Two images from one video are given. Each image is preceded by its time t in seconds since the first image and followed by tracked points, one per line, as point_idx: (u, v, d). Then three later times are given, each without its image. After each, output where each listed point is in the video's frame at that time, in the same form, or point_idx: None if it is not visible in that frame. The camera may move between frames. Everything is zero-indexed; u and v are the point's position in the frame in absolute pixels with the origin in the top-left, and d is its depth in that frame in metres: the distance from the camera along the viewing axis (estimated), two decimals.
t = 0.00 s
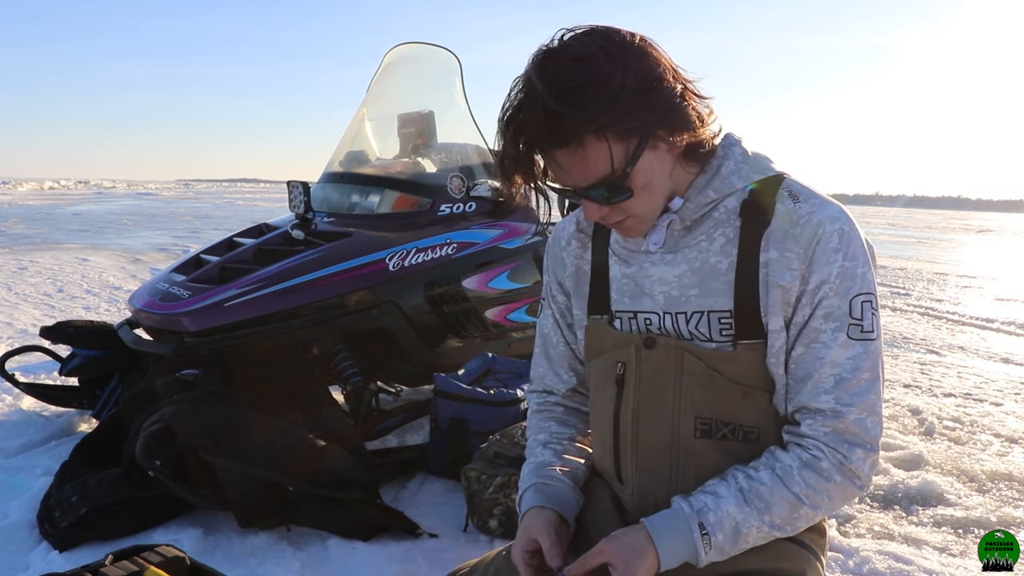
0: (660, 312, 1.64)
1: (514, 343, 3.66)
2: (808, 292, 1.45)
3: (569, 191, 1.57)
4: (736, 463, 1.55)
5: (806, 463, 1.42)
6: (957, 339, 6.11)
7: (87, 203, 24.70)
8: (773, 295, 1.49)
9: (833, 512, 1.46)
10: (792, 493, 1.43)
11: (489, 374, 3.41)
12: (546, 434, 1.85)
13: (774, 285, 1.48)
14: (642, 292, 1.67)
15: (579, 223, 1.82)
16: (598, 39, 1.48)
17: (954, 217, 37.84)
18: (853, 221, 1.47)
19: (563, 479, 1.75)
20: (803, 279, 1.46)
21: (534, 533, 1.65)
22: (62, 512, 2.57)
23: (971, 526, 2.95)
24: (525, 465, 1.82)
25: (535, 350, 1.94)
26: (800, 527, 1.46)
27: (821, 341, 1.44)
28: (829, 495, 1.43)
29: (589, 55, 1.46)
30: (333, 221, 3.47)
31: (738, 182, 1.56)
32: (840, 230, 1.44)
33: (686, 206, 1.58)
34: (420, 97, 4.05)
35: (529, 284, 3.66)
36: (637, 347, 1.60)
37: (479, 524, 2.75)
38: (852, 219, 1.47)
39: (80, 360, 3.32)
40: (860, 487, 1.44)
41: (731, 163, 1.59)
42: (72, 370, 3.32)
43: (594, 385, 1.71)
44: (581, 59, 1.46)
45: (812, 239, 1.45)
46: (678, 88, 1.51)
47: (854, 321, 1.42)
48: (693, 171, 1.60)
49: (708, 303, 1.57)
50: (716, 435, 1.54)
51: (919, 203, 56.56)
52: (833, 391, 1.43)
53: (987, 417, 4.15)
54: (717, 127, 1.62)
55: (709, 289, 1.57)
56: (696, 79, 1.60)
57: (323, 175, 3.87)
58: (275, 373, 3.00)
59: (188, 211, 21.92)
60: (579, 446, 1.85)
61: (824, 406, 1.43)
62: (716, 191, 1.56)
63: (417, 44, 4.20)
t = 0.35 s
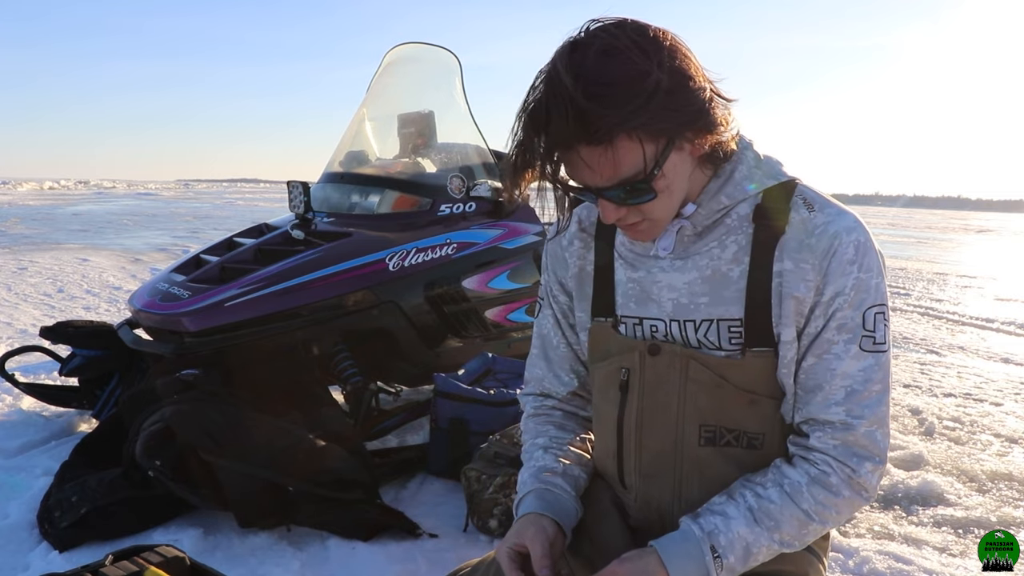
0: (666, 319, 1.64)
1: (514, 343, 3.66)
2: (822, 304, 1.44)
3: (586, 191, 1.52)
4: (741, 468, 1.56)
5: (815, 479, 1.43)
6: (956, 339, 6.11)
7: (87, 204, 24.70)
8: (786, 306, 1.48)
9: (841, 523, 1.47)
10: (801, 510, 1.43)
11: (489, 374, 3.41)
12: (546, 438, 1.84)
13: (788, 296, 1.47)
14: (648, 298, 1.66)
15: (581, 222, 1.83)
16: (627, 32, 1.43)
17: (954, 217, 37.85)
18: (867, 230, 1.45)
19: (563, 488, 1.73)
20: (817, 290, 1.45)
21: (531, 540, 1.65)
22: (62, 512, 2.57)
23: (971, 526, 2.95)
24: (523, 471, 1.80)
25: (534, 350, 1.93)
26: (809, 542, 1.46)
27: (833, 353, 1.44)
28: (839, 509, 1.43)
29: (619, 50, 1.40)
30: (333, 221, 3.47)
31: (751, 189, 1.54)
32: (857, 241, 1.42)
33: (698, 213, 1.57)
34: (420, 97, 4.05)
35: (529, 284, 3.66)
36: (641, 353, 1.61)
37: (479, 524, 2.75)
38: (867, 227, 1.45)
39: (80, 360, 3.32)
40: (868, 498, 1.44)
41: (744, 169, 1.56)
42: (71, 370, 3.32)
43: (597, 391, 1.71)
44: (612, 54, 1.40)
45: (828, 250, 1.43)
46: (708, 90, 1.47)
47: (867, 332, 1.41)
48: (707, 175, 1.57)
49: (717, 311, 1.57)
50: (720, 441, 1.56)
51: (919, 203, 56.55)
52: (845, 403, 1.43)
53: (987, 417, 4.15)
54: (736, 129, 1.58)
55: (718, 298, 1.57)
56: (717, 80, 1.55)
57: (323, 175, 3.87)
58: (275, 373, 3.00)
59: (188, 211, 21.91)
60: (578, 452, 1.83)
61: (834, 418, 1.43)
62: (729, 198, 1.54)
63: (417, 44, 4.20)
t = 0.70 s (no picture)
0: (673, 335, 1.63)
1: (514, 343, 3.67)
2: (838, 331, 1.43)
3: (619, 203, 1.41)
4: (743, 480, 1.60)
5: (818, 512, 1.45)
6: (957, 339, 6.11)
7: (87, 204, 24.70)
8: (801, 331, 1.47)
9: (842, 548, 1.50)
10: (802, 543, 1.46)
11: (489, 374, 3.41)
12: (536, 444, 1.80)
13: (804, 322, 1.45)
14: (655, 310, 1.66)
15: (585, 221, 1.79)
16: (682, 35, 1.32)
17: (954, 217, 37.85)
18: (888, 255, 1.43)
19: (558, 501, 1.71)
20: (835, 317, 1.44)
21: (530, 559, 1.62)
22: (62, 512, 2.57)
23: (971, 526, 2.95)
24: (513, 479, 1.76)
25: (528, 350, 1.88)
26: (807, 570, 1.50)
27: (845, 380, 1.44)
28: (840, 538, 1.46)
29: (674, 53, 1.29)
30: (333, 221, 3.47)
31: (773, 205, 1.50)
32: (879, 269, 1.40)
33: (715, 228, 1.52)
34: (420, 97, 4.06)
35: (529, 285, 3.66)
36: (644, 366, 1.63)
37: (479, 524, 2.76)
38: (888, 253, 1.43)
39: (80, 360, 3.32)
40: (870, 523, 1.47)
41: (767, 181, 1.51)
42: (71, 370, 3.32)
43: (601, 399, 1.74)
44: (668, 57, 1.29)
45: (848, 277, 1.41)
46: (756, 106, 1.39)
47: (881, 360, 1.42)
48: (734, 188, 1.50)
49: (728, 330, 1.57)
50: (722, 454, 1.59)
51: (919, 203, 56.56)
52: (852, 431, 1.44)
53: (987, 417, 4.15)
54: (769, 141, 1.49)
55: (730, 316, 1.57)
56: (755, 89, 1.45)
57: (323, 175, 3.87)
58: (274, 373, 3.00)
59: (188, 210, 21.91)
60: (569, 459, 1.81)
61: (841, 446, 1.44)
62: (748, 214, 1.50)
63: (417, 44, 4.20)
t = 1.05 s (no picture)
0: (683, 350, 1.61)
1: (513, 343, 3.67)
2: (859, 354, 1.41)
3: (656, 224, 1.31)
4: (748, 490, 1.63)
5: (825, 531, 1.45)
6: (956, 339, 6.11)
7: (87, 204, 24.70)
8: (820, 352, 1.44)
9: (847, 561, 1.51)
10: (808, 560, 1.47)
11: (489, 374, 3.41)
12: (530, 467, 1.72)
13: (826, 345, 1.42)
14: (666, 326, 1.62)
15: (593, 225, 1.72)
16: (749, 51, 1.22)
17: (953, 217, 37.84)
18: (913, 277, 1.40)
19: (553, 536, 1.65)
20: (858, 339, 1.41)
21: None
22: (62, 512, 2.57)
23: (971, 526, 2.95)
24: (507, 504, 1.67)
25: (523, 356, 1.80)
26: None
27: (860, 401, 1.43)
28: (844, 555, 1.47)
29: (743, 70, 1.19)
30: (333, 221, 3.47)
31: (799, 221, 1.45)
32: (905, 293, 1.37)
33: (736, 246, 1.49)
34: (420, 97, 4.06)
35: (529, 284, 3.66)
36: (650, 379, 1.63)
37: (479, 524, 2.76)
38: (913, 275, 1.40)
39: (80, 360, 3.32)
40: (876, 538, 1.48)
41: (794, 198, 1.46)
42: (71, 370, 3.32)
43: (610, 405, 1.77)
44: (740, 75, 1.18)
45: (873, 300, 1.37)
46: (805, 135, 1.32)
47: (898, 381, 1.40)
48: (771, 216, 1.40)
49: (742, 347, 1.54)
50: (728, 466, 1.61)
51: (919, 203, 56.54)
52: (865, 451, 1.43)
53: (987, 417, 4.15)
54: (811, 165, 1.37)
55: (745, 333, 1.54)
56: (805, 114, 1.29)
57: (323, 175, 3.87)
58: (274, 372, 3.00)
59: (188, 210, 21.92)
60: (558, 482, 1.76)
61: (852, 465, 1.44)
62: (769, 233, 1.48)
63: (417, 44, 4.20)
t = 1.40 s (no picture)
0: (699, 357, 1.58)
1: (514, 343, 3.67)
2: (880, 362, 1.41)
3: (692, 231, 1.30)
4: (756, 494, 1.63)
5: (836, 540, 1.46)
6: (957, 339, 6.11)
7: (87, 204, 24.70)
8: (840, 361, 1.44)
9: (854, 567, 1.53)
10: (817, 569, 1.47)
11: (489, 374, 3.41)
12: (526, 511, 1.70)
13: (850, 356, 1.42)
14: (685, 334, 1.58)
15: (605, 228, 1.66)
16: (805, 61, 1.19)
17: (953, 218, 37.83)
18: (933, 287, 1.42)
19: None
20: (879, 349, 1.41)
21: None
22: (62, 512, 2.57)
23: (971, 526, 2.95)
24: (500, 553, 1.66)
25: (528, 366, 1.72)
26: None
27: (878, 410, 1.43)
28: (852, 563, 1.48)
29: (799, 82, 1.16)
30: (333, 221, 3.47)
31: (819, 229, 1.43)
32: (928, 302, 1.38)
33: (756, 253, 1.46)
34: (421, 97, 4.06)
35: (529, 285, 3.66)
36: (660, 387, 1.62)
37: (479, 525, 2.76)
38: (934, 285, 1.41)
39: (80, 360, 3.32)
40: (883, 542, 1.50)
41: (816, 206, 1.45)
42: (71, 370, 3.32)
43: (619, 408, 1.77)
44: (794, 84, 1.16)
45: (897, 309, 1.38)
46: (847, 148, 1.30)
47: (916, 390, 1.41)
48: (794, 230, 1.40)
49: (758, 354, 1.53)
50: (735, 472, 1.62)
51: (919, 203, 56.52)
52: (879, 458, 1.44)
53: (988, 417, 4.15)
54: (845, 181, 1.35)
55: (762, 341, 1.52)
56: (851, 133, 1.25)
57: (323, 175, 3.87)
58: (274, 372, 3.00)
59: (188, 210, 21.92)
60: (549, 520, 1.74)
61: (866, 473, 1.45)
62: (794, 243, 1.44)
63: (417, 44, 4.20)
